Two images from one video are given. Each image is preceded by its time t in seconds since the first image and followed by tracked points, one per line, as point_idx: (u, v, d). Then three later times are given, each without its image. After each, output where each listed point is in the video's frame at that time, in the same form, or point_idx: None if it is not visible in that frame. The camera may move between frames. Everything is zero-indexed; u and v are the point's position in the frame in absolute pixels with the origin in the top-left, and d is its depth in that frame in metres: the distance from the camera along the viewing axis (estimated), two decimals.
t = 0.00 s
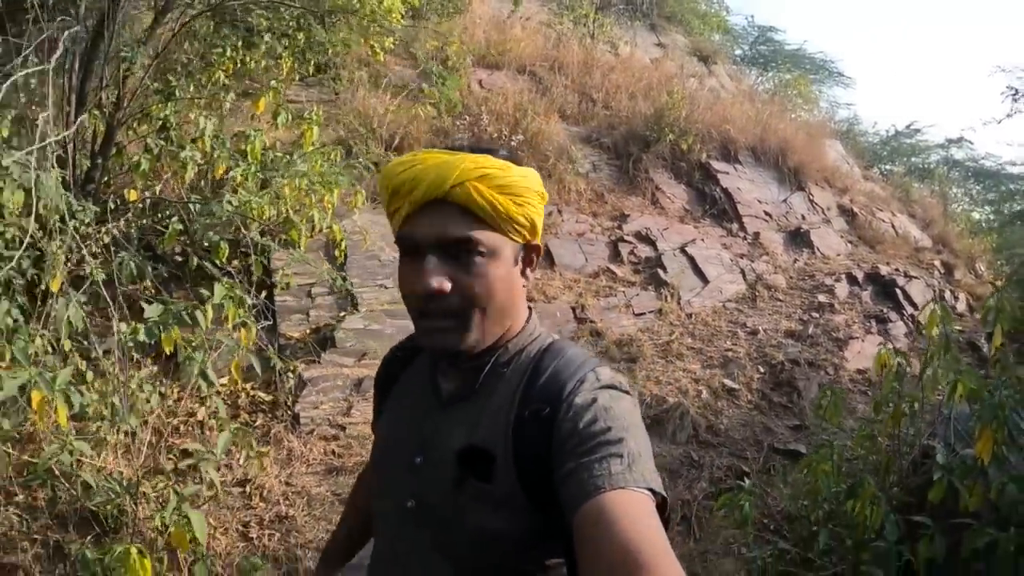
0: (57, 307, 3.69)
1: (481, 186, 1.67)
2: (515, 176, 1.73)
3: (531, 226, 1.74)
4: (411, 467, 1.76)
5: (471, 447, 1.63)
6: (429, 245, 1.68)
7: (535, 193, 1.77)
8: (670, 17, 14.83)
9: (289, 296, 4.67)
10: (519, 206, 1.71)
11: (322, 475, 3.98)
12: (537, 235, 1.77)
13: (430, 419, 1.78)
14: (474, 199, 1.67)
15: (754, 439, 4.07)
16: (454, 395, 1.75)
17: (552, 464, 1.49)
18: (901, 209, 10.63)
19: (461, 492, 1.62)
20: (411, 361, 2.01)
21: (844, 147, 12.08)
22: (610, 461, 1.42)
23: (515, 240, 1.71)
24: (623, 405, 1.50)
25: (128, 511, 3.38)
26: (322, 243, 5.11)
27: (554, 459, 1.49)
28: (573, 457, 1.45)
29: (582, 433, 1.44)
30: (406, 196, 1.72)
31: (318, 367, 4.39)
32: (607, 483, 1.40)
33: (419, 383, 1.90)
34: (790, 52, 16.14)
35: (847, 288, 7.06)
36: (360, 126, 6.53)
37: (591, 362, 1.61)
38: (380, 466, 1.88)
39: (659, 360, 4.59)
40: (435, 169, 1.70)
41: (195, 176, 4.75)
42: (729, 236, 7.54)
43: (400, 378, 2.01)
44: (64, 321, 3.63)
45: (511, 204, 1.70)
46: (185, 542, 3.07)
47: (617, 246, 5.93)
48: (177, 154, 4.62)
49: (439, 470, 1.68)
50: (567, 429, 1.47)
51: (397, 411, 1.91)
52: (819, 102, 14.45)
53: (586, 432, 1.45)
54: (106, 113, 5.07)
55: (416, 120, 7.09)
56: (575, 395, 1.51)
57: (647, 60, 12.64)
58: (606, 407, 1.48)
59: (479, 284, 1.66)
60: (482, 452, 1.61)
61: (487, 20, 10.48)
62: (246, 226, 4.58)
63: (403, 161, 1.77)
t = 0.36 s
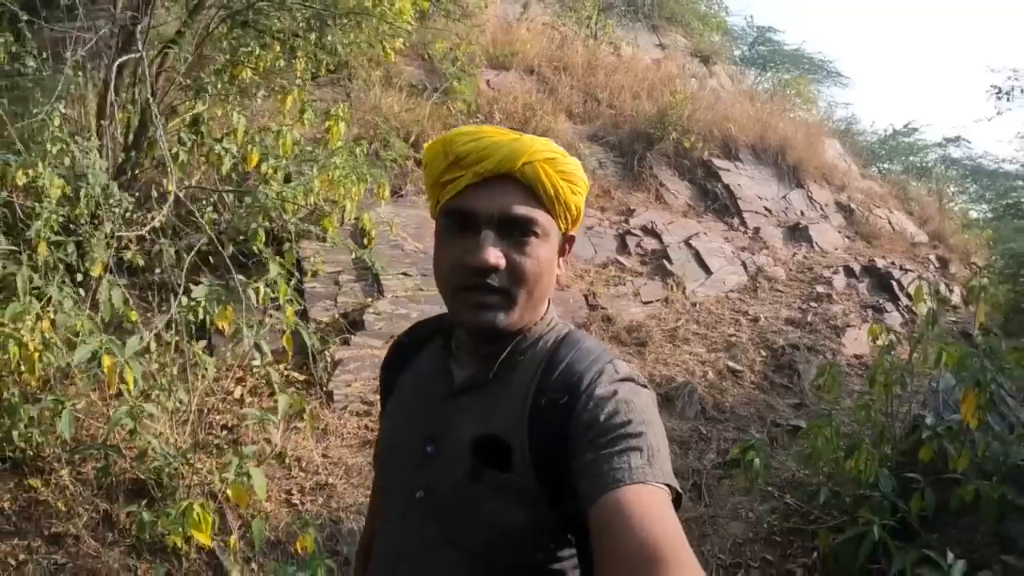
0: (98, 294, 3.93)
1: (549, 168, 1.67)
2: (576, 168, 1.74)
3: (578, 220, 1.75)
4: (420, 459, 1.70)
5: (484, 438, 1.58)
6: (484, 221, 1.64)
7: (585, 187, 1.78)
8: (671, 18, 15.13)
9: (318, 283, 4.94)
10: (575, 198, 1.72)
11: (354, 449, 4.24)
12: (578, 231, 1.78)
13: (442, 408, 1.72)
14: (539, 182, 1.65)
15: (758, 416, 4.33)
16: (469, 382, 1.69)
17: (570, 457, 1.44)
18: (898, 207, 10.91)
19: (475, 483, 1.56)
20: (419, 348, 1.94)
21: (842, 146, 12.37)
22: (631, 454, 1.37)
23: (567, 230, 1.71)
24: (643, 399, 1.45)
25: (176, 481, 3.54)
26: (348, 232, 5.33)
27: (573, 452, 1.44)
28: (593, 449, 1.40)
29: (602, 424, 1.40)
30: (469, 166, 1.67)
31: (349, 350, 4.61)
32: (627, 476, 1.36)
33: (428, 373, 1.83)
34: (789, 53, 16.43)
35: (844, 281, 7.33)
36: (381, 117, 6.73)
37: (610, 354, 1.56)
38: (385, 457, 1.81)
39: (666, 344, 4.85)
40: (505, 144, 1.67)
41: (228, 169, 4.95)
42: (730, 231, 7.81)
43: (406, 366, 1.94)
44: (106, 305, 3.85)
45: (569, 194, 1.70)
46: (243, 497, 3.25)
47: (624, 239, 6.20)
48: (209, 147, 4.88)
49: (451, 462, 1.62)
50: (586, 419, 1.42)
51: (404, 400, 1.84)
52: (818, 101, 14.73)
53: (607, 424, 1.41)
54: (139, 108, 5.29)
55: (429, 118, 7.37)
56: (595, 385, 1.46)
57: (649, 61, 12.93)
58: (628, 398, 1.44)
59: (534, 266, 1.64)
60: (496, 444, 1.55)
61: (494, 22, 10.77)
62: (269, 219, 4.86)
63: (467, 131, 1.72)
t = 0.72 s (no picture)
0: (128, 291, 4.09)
1: (537, 160, 1.71)
2: (564, 157, 1.78)
3: (569, 209, 1.79)
4: (422, 456, 1.76)
5: (484, 434, 1.64)
6: (475, 213, 1.70)
7: (576, 177, 1.82)
8: (669, 20, 15.36)
9: (337, 282, 5.16)
10: (564, 188, 1.76)
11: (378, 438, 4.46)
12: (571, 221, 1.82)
13: (440, 406, 1.77)
14: (526, 172, 1.70)
15: (759, 406, 4.55)
16: (466, 379, 1.75)
17: (569, 451, 1.50)
18: (893, 206, 11.14)
19: (478, 480, 1.62)
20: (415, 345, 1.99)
21: (839, 146, 12.60)
22: (627, 447, 1.42)
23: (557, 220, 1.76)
24: (636, 392, 1.51)
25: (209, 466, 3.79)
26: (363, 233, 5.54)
27: (570, 447, 1.50)
28: (590, 443, 1.45)
29: (597, 420, 1.45)
30: (458, 159, 1.73)
31: (368, 345, 4.83)
32: (624, 469, 1.41)
33: (426, 369, 1.89)
34: (785, 53, 16.66)
35: (841, 278, 7.55)
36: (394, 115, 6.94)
37: (602, 346, 1.61)
38: (386, 455, 1.87)
39: (670, 338, 5.08)
40: (493, 136, 1.71)
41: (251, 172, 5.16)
42: (730, 230, 8.03)
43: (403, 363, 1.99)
44: (140, 301, 3.99)
45: (558, 183, 1.74)
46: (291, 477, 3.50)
47: (628, 238, 6.42)
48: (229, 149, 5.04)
49: (453, 459, 1.68)
50: (582, 415, 1.48)
51: (402, 398, 1.89)
52: (815, 102, 14.95)
53: (602, 418, 1.46)
54: (160, 113, 5.49)
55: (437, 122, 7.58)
56: (590, 381, 1.52)
57: (648, 63, 13.16)
58: (621, 392, 1.49)
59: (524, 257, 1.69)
60: (497, 440, 1.62)
61: (497, 26, 10.98)
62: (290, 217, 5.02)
63: (456, 124, 1.78)
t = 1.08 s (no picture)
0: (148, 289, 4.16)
1: (492, 164, 1.86)
2: (526, 160, 1.91)
3: (536, 210, 1.91)
4: (410, 459, 1.88)
5: (472, 436, 1.76)
6: (434, 216, 1.86)
7: (542, 178, 1.95)
8: (658, 23, 15.55)
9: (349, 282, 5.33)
10: (525, 189, 1.89)
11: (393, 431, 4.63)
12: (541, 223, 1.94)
13: (430, 411, 1.90)
14: (481, 175, 1.85)
15: (757, 397, 4.76)
16: (454, 384, 1.88)
17: (554, 452, 1.62)
18: (880, 207, 11.37)
19: (466, 481, 1.74)
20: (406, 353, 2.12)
21: (826, 148, 12.84)
22: (611, 449, 1.54)
23: (521, 222, 1.88)
24: (622, 393, 1.63)
25: (238, 462, 3.91)
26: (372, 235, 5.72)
27: (556, 447, 1.62)
28: (576, 444, 1.57)
29: (582, 421, 1.57)
30: (419, 167, 1.91)
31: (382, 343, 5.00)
32: (610, 469, 1.52)
33: (417, 376, 2.01)
34: (773, 55, 16.89)
35: (831, 277, 7.78)
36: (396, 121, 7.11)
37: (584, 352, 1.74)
38: (376, 458, 1.99)
39: (670, 334, 5.28)
40: (448, 143, 1.88)
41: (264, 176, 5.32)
42: (723, 230, 8.25)
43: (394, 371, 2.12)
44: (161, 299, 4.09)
45: (517, 185, 1.87)
46: (330, 467, 3.72)
47: (626, 238, 6.62)
48: (242, 152, 5.16)
49: (442, 461, 1.80)
50: (567, 416, 1.60)
51: (394, 404, 2.02)
52: (803, 103, 15.18)
53: (586, 419, 1.58)
54: (172, 114, 5.56)
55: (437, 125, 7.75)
56: (574, 384, 1.64)
57: (639, 66, 13.35)
58: (603, 395, 1.61)
59: (480, 260, 1.82)
60: (484, 442, 1.74)
61: (491, 30, 11.15)
62: (304, 216, 5.14)
63: (419, 134, 1.98)
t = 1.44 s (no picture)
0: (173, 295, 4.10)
1: (444, 196, 1.80)
2: (487, 185, 1.83)
3: (505, 233, 1.82)
4: (410, 465, 1.94)
5: (466, 444, 1.80)
6: (398, 250, 1.85)
7: (512, 198, 1.85)
8: (644, 28, 15.76)
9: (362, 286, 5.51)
10: (488, 214, 1.81)
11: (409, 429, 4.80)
12: (517, 244, 1.84)
13: (429, 417, 1.95)
14: (436, 209, 1.80)
15: (756, 394, 4.98)
16: (450, 393, 1.91)
17: (544, 464, 1.64)
18: (864, 209, 11.65)
19: (461, 487, 1.79)
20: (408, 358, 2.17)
21: (811, 151, 13.11)
22: (600, 460, 1.55)
23: (485, 248, 1.80)
24: (614, 403, 1.63)
25: (270, 463, 4.02)
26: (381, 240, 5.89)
27: (546, 457, 1.64)
28: (565, 455, 1.58)
29: (572, 431, 1.58)
30: (380, 203, 1.90)
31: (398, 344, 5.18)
32: (600, 480, 1.53)
33: (418, 383, 2.07)
34: (756, 59, 17.15)
35: (820, 278, 8.02)
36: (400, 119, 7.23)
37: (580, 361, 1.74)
38: (378, 462, 2.06)
39: (671, 335, 5.49)
40: (404, 177, 1.85)
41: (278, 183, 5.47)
42: (715, 233, 8.47)
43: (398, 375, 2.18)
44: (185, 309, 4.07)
45: (478, 212, 1.80)
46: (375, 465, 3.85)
47: (624, 242, 6.83)
48: (256, 158, 5.26)
49: (438, 467, 1.85)
50: (558, 427, 1.61)
51: (395, 409, 2.08)
52: (786, 106, 15.45)
53: (577, 430, 1.59)
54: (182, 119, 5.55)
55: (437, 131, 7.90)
56: (566, 393, 1.65)
57: (627, 71, 13.55)
58: (595, 406, 1.61)
59: (441, 292, 1.79)
60: (477, 450, 1.78)
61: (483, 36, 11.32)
62: (316, 220, 5.22)
63: (383, 166, 1.95)
